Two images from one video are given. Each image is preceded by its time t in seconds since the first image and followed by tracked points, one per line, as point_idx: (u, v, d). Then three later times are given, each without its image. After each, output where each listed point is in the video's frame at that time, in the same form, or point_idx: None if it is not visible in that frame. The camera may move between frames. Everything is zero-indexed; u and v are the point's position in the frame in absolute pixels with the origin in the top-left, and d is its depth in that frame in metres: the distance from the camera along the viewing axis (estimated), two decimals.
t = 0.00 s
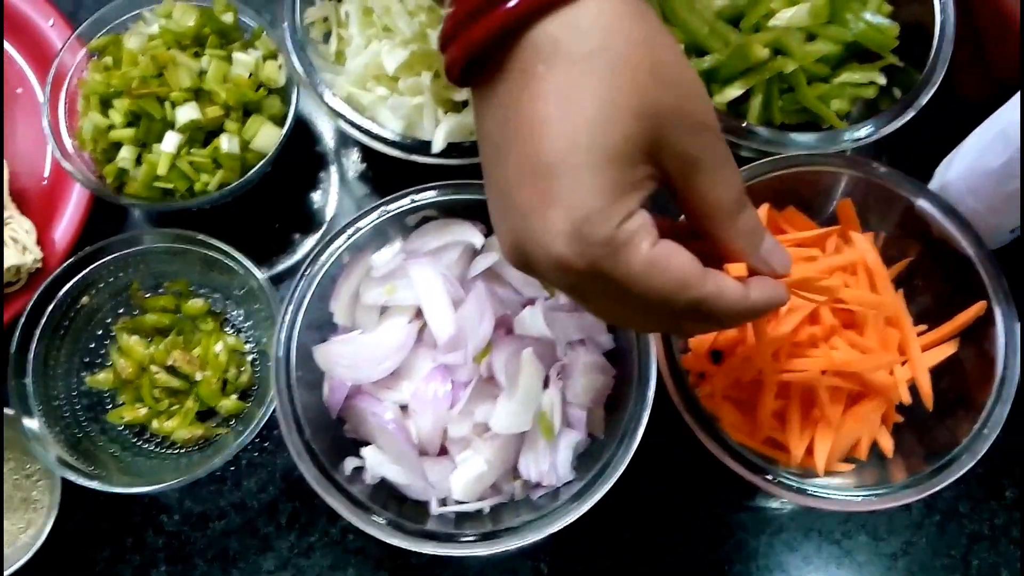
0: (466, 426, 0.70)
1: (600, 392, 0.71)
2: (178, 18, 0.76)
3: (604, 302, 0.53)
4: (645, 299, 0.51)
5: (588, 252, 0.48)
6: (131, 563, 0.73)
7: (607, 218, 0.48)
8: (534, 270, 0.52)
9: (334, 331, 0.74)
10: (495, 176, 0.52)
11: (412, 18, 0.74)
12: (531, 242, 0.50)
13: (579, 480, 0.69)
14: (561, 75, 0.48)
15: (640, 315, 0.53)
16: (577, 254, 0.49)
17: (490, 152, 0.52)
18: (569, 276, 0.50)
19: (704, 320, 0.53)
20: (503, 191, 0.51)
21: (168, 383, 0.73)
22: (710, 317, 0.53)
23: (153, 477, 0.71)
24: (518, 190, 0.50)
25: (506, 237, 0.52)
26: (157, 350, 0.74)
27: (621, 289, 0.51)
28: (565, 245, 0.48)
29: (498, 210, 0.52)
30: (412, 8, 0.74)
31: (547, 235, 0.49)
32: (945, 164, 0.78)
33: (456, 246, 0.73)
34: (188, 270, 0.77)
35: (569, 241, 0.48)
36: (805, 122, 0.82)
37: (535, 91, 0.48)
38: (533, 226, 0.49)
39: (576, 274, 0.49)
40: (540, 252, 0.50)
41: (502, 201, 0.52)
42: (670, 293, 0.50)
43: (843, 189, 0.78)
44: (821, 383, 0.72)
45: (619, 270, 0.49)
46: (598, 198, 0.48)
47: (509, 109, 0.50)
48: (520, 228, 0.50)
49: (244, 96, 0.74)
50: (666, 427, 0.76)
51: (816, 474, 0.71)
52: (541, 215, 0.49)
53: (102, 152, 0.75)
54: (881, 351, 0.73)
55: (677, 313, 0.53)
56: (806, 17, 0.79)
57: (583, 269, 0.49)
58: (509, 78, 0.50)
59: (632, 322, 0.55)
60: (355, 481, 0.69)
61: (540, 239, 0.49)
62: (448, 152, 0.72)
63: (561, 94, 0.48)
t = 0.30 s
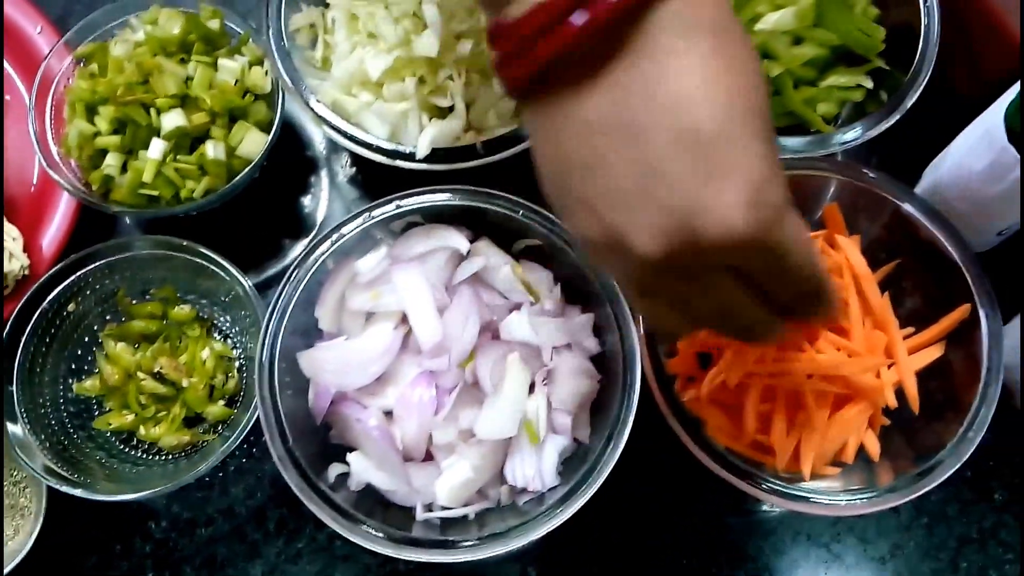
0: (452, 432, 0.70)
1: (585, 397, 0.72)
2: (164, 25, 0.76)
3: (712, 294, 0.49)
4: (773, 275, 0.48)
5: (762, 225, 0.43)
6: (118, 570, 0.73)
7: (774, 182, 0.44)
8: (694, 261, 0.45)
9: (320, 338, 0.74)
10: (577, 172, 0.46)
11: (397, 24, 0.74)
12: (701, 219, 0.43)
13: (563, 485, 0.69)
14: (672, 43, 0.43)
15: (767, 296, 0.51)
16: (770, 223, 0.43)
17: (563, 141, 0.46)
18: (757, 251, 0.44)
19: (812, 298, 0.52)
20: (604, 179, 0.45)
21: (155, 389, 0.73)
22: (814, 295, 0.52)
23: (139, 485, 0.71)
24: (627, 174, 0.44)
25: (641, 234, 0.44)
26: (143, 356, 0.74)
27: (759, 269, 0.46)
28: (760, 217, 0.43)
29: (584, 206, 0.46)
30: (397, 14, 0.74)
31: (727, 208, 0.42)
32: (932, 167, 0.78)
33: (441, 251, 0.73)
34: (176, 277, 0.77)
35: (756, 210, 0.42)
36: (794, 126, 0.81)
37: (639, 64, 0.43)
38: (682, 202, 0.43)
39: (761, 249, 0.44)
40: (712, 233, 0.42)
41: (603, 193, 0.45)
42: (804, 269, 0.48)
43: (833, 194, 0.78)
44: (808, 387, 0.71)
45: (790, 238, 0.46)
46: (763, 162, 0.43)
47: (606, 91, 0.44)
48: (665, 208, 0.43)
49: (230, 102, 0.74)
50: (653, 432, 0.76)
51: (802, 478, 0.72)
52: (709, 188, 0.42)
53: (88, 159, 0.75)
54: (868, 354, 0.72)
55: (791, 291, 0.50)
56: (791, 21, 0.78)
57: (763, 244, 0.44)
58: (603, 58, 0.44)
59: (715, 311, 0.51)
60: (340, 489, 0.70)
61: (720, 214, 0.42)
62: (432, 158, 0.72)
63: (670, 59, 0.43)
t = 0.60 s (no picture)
0: (440, 438, 0.70)
1: (573, 403, 0.72)
2: (152, 33, 0.76)
3: (622, 257, 0.45)
4: (682, 235, 0.43)
5: (654, 177, 0.39)
6: None
7: (669, 135, 0.40)
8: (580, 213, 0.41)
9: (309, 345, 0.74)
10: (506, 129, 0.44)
11: (384, 32, 0.75)
12: (581, 164, 0.39)
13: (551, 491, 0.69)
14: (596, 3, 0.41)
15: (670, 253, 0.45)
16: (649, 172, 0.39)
17: (491, 99, 0.45)
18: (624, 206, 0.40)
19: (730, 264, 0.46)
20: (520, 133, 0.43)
21: (143, 397, 0.73)
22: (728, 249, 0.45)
23: (127, 493, 0.71)
24: (536, 123, 0.42)
25: (542, 186, 0.42)
26: (132, 364, 0.74)
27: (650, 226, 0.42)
28: (640, 166, 0.39)
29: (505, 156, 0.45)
30: (384, 22, 0.75)
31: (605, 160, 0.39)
32: (921, 172, 0.78)
33: (429, 258, 0.73)
34: (165, 284, 0.77)
35: (635, 159, 0.39)
36: (782, 130, 0.81)
37: (564, 23, 0.41)
38: (575, 148, 0.40)
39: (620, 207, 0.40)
40: (596, 183, 0.39)
41: (513, 152, 0.44)
42: (713, 225, 0.43)
43: (824, 199, 0.78)
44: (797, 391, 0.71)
45: (687, 199, 0.41)
46: (658, 118, 0.40)
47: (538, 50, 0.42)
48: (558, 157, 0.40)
49: (218, 110, 0.74)
50: (642, 438, 0.76)
51: (789, 483, 0.72)
52: (591, 131, 0.39)
53: (77, 167, 0.75)
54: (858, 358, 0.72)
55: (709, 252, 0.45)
56: (779, 27, 0.77)
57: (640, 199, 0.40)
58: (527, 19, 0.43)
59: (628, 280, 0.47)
60: (327, 497, 0.70)
61: (597, 163, 0.39)
62: (420, 165, 0.72)
63: (592, 18, 0.41)
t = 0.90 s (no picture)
0: (430, 447, 0.70)
1: (563, 411, 0.72)
2: (143, 43, 0.77)
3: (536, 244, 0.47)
4: (587, 229, 0.44)
5: (537, 156, 0.41)
6: None
7: (561, 118, 0.42)
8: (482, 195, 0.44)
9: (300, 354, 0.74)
10: (420, 115, 0.47)
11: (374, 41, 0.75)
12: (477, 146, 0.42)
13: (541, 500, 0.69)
14: None
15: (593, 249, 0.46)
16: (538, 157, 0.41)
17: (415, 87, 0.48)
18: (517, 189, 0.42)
19: (657, 266, 0.46)
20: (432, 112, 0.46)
21: (134, 407, 0.73)
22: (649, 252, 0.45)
23: (118, 504, 0.70)
24: (442, 111, 0.45)
25: (447, 168, 0.44)
26: (123, 374, 0.74)
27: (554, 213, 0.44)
28: (525, 150, 0.41)
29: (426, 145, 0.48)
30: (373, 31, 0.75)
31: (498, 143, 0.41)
32: (911, 181, 0.78)
33: (420, 266, 0.73)
34: (156, 294, 0.77)
35: (524, 142, 0.41)
36: (775, 138, 0.81)
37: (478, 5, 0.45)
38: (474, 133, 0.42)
39: (513, 191, 0.42)
40: (488, 165, 0.42)
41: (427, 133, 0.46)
42: (623, 219, 0.43)
43: (815, 207, 0.78)
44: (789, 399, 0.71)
45: (586, 186, 0.42)
46: (551, 101, 0.42)
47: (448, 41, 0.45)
48: (460, 140, 0.43)
49: (208, 119, 0.74)
50: (634, 446, 0.76)
51: (781, 491, 0.71)
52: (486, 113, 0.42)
53: (68, 177, 0.75)
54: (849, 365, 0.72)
55: (631, 251, 0.45)
56: (770, 35, 0.78)
57: (531, 183, 0.42)
58: (434, 10, 0.46)
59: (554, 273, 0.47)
60: (317, 507, 0.70)
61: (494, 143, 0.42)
62: (410, 173, 0.72)
63: (501, 12, 0.44)
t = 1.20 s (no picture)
0: (423, 458, 0.70)
1: (555, 422, 0.72)
2: (135, 55, 0.77)
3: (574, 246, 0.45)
4: (624, 223, 0.43)
5: (567, 150, 0.40)
6: None
7: (584, 112, 0.42)
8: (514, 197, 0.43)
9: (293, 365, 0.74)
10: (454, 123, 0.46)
11: (367, 52, 0.75)
12: (506, 147, 0.42)
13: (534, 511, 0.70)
14: (530, 1, 0.43)
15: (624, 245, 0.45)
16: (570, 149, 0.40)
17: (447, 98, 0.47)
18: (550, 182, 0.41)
19: (687, 251, 0.46)
20: (465, 119, 0.44)
21: (127, 419, 0.73)
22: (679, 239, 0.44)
23: (110, 515, 0.70)
24: (469, 125, 0.44)
25: (481, 173, 0.43)
26: (115, 385, 0.74)
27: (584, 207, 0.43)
28: (561, 143, 0.40)
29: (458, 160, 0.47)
30: (366, 42, 0.75)
31: (532, 139, 0.40)
32: (903, 191, 0.78)
33: (413, 276, 0.74)
34: (149, 304, 0.77)
35: (558, 136, 0.40)
36: (768, 148, 0.81)
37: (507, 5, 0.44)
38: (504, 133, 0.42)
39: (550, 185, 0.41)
40: (519, 165, 0.41)
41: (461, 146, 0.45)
42: (655, 209, 0.42)
43: (808, 216, 0.78)
44: (782, 408, 0.71)
45: (617, 176, 0.41)
46: (572, 96, 0.42)
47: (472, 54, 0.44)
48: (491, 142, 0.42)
49: (200, 130, 0.74)
50: (627, 456, 0.76)
51: (774, 501, 0.71)
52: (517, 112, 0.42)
53: (61, 189, 0.75)
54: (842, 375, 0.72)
55: (658, 240, 0.44)
56: (762, 44, 0.78)
57: (565, 176, 0.41)
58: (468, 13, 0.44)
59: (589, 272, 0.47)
60: (310, 517, 0.70)
61: (522, 141, 0.41)
62: (402, 184, 0.72)
63: (532, 14, 0.43)
